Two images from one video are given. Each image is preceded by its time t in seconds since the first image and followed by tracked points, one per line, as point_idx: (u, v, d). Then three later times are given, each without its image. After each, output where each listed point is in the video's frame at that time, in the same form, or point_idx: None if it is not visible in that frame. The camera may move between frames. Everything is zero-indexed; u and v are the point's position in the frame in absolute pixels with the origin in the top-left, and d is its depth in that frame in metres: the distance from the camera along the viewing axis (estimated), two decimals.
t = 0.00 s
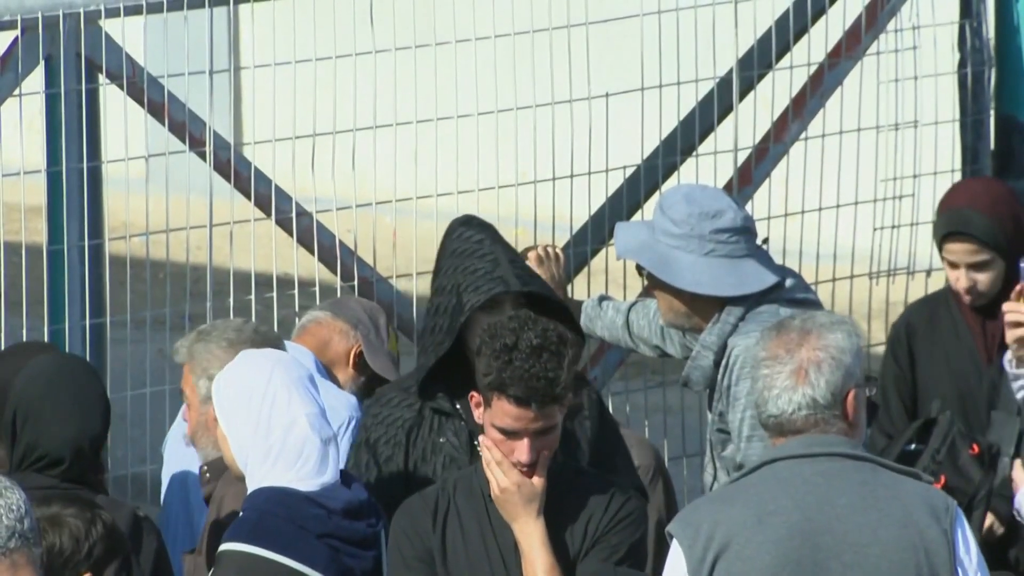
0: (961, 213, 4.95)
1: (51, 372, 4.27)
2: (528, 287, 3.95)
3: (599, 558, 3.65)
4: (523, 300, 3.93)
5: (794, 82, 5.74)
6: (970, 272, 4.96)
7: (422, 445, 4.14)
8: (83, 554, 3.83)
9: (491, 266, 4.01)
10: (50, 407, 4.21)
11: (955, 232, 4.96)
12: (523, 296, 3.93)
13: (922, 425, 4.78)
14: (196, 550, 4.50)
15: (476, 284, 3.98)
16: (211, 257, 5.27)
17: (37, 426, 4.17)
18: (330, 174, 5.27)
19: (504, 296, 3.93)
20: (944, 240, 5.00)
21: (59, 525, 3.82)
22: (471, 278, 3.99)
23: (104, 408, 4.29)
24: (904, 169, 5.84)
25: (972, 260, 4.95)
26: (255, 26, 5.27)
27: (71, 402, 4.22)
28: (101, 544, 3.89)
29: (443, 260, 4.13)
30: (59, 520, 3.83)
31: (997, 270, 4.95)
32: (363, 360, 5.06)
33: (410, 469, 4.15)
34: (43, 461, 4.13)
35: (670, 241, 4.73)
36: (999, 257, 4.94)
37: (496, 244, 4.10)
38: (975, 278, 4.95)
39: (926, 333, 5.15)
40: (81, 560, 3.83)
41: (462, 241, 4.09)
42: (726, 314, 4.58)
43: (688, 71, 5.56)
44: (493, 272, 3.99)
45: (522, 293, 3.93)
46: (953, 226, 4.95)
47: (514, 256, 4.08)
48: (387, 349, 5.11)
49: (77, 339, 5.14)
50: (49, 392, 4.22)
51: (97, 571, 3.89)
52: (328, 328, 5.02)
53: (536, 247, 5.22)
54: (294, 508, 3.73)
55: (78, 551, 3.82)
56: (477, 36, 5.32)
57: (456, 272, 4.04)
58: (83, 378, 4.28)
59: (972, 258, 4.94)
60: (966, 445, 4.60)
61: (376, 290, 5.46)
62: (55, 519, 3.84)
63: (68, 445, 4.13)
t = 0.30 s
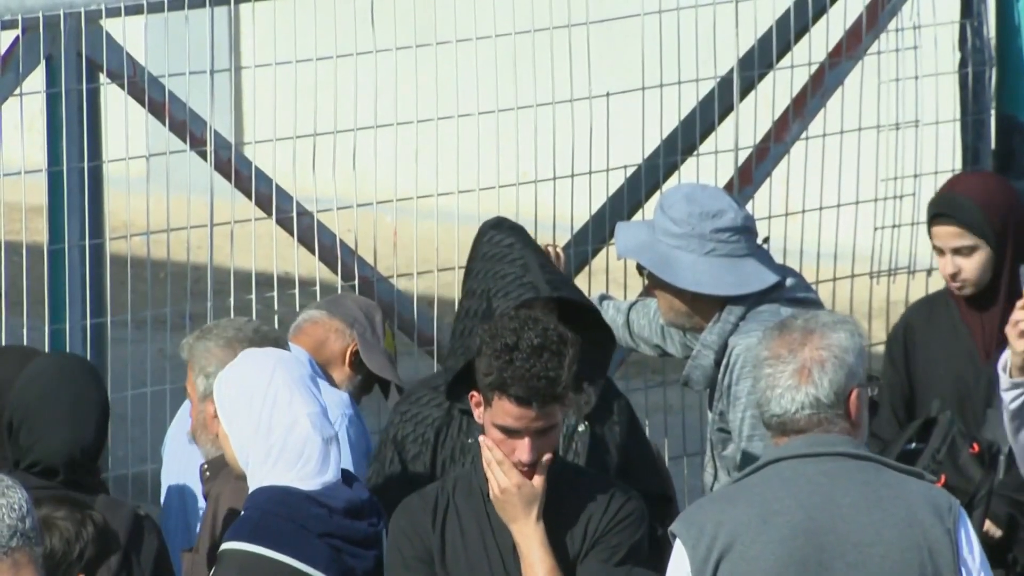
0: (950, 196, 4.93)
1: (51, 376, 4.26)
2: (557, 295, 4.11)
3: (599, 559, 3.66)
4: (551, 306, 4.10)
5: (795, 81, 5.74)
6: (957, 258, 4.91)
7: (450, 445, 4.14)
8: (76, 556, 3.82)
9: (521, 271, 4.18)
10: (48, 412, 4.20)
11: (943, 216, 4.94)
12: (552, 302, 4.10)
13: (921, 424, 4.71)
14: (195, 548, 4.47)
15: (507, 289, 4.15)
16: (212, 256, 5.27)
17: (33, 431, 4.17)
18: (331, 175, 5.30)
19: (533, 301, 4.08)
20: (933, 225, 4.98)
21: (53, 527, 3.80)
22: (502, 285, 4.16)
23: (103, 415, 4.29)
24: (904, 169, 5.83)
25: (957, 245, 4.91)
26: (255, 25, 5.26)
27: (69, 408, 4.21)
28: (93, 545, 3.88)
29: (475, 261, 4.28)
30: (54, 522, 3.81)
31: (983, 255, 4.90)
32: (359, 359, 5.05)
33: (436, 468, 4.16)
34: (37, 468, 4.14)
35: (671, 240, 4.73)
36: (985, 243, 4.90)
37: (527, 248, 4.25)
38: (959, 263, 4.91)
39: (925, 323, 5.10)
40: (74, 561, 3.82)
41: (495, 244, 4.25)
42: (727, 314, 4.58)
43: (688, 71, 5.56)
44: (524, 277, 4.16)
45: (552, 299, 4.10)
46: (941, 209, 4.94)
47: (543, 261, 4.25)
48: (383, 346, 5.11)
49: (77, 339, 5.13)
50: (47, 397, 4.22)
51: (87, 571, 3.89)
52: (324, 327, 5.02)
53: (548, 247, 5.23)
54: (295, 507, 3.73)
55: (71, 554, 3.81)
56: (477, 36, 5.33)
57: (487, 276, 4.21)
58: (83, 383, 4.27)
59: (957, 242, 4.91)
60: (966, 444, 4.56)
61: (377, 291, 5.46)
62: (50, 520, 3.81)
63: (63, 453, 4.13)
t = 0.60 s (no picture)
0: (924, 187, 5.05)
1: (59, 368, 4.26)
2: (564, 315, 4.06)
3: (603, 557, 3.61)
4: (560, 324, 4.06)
5: (795, 80, 5.73)
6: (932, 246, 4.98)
7: (457, 443, 4.14)
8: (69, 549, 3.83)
9: (527, 286, 4.14)
10: (52, 405, 4.21)
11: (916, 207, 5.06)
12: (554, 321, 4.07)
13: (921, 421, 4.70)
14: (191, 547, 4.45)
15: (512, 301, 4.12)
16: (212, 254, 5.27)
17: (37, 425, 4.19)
18: (331, 173, 5.31)
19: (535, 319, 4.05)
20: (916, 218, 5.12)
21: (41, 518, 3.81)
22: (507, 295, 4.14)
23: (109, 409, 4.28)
24: (903, 167, 5.85)
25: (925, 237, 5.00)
26: (255, 23, 5.27)
27: (73, 404, 4.22)
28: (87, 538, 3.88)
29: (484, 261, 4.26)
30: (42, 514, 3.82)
31: (945, 247, 4.95)
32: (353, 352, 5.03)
33: (442, 466, 4.15)
34: (40, 460, 4.17)
35: (672, 238, 4.73)
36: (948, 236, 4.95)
37: (541, 256, 4.20)
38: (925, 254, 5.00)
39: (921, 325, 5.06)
40: (64, 554, 3.82)
41: (504, 249, 4.21)
42: (727, 312, 4.58)
43: (688, 70, 5.56)
44: (529, 292, 4.13)
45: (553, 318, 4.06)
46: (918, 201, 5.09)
47: (554, 275, 4.19)
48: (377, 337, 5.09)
49: (77, 337, 5.12)
50: (53, 390, 4.22)
51: (80, 566, 3.88)
52: (315, 322, 5.01)
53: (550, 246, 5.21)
54: (294, 504, 3.73)
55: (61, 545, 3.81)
56: (477, 34, 5.32)
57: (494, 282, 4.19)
58: (90, 377, 4.26)
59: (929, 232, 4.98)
60: (966, 442, 4.58)
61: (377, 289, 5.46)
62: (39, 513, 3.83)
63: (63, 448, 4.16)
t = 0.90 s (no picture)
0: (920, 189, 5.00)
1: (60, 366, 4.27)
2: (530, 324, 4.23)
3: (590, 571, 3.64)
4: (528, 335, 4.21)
5: (794, 79, 5.74)
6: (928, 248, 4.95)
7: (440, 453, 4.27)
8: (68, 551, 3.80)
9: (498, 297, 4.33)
10: (48, 404, 4.22)
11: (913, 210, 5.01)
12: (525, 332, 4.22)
13: (920, 421, 4.70)
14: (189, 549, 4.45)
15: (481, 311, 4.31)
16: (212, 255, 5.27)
17: (30, 422, 4.19)
18: (330, 174, 5.30)
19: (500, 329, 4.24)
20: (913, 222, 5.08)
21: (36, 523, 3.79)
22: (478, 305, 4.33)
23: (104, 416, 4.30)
24: (903, 167, 5.84)
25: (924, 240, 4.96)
26: (255, 23, 5.26)
27: (69, 405, 4.22)
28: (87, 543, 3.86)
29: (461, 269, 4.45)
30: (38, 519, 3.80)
31: (947, 250, 4.91)
32: (349, 343, 5.01)
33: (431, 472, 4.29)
34: (31, 461, 4.16)
35: (672, 239, 4.73)
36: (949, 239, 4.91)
37: (513, 268, 4.38)
38: (925, 258, 4.96)
39: (917, 326, 5.09)
40: (63, 557, 3.79)
41: (478, 260, 4.40)
42: (726, 312, 4.58)
43: (688, 70, 5.55)
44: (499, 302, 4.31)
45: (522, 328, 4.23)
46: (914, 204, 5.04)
47: (526, 287, 4.37)
48: (373, 325, 5.09)
49: (77, 337, 5.13)
50: (50, 389, 4.23)
51: (80, 569, 3.85)
52: (310, 316, 4.98)
53: (536, 246, 5.21)
54: (293, 504, 3.73)
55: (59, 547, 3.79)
56: (477, 34, 5.32)
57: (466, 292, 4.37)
58: (89, 379, 4.27)
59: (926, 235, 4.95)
60: (965, 442, 4.58)
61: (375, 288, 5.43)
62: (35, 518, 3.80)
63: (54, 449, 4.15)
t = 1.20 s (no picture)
0: (943, 190, 4.95)
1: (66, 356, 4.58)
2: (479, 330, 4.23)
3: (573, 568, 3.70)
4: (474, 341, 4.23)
5: (796, 78, 5.71)
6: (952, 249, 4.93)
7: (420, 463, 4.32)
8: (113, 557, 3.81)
9: (446, 301, 4.29)
10: (38, 398, 4.47)
11: (939, 209, 4.96)
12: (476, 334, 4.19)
13: (920, 421, 4.70)
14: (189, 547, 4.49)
15: (428, 315, 4.26)
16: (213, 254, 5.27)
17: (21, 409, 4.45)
18: (330, 171, 5.26)
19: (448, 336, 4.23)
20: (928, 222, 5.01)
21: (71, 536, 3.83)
22: (425, 309, 4.28)
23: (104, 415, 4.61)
24: (904, 166, 5.84)
25: (955, 240, 4.92)
26: (256, 22, 5.25)
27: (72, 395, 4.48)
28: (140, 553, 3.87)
29: (405, 275, 4.39)
30: (72, 532, 3.84)
31: (980, 249, 4.92)
32: (348, 339, 5.00)
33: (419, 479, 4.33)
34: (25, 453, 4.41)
35: (673, 238, 4.73)
36: (983, 238, 4.91)
37: (457, 273, 4.36)
38: (956, 257, 4.93)
39: (914, 329, 5.11)
40: (117, 561, 3.82)
41: (423, 266, 4.35)
42: (727, 311, 4.57)
43: (689, 69, 5.55)
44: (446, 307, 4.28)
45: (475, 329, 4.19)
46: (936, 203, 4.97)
47: (470, 290, 4.35)
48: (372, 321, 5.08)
49: (78, 336, 5.14)
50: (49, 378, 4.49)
51: None
52: (309, 314, 4.99)
53: (537, 244, 5.23)
54: (293, 503, 3.74)
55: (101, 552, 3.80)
56: (478, 33, 5.34)
57: (413, 296, 4.32)
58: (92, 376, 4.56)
59: (953, 236, 4.92)
60: (966, 441, 4.58)
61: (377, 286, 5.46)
62: (68, 531, 3.85)
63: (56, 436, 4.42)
